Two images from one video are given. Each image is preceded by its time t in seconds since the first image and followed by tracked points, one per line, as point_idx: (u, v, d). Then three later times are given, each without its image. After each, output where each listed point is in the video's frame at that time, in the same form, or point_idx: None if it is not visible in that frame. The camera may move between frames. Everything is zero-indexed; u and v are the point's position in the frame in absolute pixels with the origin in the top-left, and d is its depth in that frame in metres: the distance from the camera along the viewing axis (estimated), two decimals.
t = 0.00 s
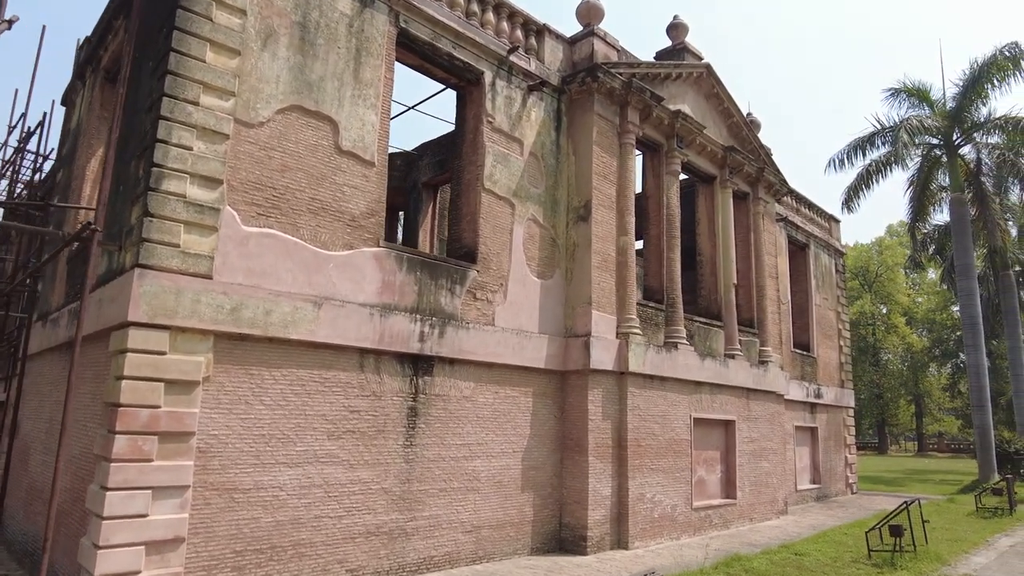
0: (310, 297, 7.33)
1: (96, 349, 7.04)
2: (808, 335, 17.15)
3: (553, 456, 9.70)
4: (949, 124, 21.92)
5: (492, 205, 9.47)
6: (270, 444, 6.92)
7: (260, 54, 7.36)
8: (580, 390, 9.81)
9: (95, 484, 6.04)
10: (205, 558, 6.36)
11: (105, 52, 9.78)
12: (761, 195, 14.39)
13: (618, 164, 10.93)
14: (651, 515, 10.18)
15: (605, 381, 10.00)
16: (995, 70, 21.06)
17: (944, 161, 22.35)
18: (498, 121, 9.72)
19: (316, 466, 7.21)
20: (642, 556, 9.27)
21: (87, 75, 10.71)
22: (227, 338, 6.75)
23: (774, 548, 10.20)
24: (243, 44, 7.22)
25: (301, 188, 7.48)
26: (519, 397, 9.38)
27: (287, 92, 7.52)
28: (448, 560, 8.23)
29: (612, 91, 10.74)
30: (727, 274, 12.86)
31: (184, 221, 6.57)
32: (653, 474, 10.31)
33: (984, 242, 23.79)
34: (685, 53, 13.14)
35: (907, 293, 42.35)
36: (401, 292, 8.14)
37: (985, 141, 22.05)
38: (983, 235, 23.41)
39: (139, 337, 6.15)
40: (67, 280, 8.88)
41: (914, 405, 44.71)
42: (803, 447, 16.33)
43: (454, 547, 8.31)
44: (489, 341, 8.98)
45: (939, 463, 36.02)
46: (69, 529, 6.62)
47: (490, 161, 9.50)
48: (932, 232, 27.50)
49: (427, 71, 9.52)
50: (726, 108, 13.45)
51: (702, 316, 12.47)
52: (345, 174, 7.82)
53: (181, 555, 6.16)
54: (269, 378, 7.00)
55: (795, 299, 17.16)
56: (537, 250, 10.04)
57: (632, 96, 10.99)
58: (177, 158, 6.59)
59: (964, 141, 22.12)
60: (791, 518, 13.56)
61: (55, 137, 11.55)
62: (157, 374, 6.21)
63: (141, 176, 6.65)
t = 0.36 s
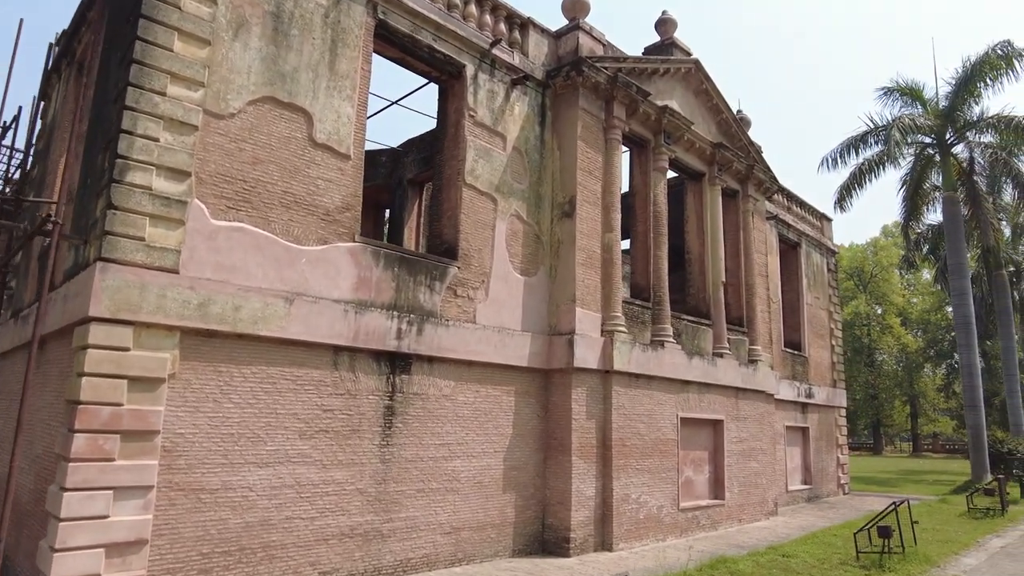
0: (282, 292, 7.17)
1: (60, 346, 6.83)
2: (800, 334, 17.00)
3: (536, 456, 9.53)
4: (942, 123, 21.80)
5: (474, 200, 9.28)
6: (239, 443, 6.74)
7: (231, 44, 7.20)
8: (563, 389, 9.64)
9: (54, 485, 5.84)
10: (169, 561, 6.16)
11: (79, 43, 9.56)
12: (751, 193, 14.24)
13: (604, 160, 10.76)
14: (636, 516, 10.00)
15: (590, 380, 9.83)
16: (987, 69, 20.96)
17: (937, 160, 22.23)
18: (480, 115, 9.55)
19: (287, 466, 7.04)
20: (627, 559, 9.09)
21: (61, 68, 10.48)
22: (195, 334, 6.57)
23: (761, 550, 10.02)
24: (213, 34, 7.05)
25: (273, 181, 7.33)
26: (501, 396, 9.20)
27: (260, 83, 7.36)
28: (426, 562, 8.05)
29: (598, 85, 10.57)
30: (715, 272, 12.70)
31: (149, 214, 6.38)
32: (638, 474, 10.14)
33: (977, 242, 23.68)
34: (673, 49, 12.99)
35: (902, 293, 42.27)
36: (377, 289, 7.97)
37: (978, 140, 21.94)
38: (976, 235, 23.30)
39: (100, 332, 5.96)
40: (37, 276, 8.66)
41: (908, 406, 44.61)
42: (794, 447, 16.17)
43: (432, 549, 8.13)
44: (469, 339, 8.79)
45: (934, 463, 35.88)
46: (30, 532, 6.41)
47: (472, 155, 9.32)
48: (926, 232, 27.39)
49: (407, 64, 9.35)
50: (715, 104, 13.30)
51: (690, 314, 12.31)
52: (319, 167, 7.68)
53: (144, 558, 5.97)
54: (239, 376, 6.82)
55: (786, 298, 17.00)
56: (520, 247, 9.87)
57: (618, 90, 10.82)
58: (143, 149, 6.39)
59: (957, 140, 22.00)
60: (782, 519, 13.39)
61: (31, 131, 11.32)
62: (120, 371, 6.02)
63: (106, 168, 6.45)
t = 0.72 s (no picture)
0: (249, 286, 6.98)
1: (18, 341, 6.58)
2: (790, 333, 16.82)
3: (516, 455, 9.32)
4: (935, 121, 21.67)
5: (454, 193, 9.05)
6: (203, 442, 6.53)
7: (199, 29, 6.98)
8: (545, 387, 9.43)
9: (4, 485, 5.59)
10: (127, 563, 5.93)
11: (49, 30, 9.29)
12: (741, 189, 14.05)
13: (589, 154, 10.56)
14: (619, 517, 9.80)
15: (572, 378, 9.63)
16: (981, 67, 20.82)
17: (930, 159, 22.10)
18: (461, 106, 9.32)
19: (254, 465, 6.84)
20: (608, 561, 8.88)
21: (33, 55, 10.21)
22: (156, 328, 6.35)
23: (746, 552, 9.83)
24: (179, 18, 6.83)
25: (242, 170, 7.13)
26: (480, 395, 8.99)
27: (228, 69, 7.14)
28: (400, 564, 7.85)
29: (583, 77, 10.36)
30: (703, 270, 12.51)
31: (109, 204, 6.14)
32: (621, 474, 9.95)
33: (970, 241, 23.56)
34: (662, 42, 12.78)
35: (896, 293, 42.19)
36: (351, 283, 7.76)
37: (972, 138, 21.80)
38: (969, 234, 23.17)
39: (54, 325, 5.72)
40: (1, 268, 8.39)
41: (902, 407, 44.52)
42: (783, 447, 16.00)
43: (406, 551, 7.93)
44: (448, 336, 8.57)
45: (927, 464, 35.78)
46: None
47: (452, 147, 9.08)
48: (919, 232, 27.27)
49: (386, 54, 9.14)
50: (705, 99, 13.11)
51: (677, 312, 12.13)
52: (290, 157, 7.50)
53: (99, 561, 5.73)
54: (203, 372, 6.61)
55: (777, 296, 16.82)
56: (502, 241, 9.65)
57: (604, 83, 10.61)
58: (102, 136, 6.14)
59: (950, 138, 21.84)
60: (770, 521, 13.20)
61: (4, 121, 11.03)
62: (76, 365, 5.79)
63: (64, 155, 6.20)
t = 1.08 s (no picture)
0: (217, 282, 6.79)
1: None
2: (780, 333, 16.68)
3: (496, 456, 9.15)
4: (928, 120, 21.58)
5: (434, 188, 8.87)
6: (166, 441, 6.34)
7: (165, 17, 6.77)
8: (526, 386, 9.26)
9: None
10: (85, 567, 5.73)
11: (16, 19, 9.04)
12: (729, 186, 13.90)
13: (573, 149, 10.39)
14: (601, 518, 9.64)
15: (554, 377, 9.46)
16: (973, 66, 20.73)
17: (922, 159, 21.99)
18: (441, 99, 9.14)
19: (221, 466, 6.66)
20: (589, 564, 8.72)
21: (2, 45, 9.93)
22: (118, 325, 6.15)
23: (730, 555, 9.68)
24: (144, 5, 6.62)
25: (210, 163, 6.94)
26: (459, 394, 8.81)
27: (196, 59, 6.94)
28: (373, 567, 7.68)
29: (567, 71, 10.18)
30: (689, 268, 12.36)
31: (67, 195, 5.92)
32: (604, 475, 9.79)
33: (962, 241, 23.46)
34: (650, 37, 12.61)
35: (889, 293, 42.17)
36: (323, 280, 7.60)
37: (964, 138, 21.70)
38: (961, 234, 23.08)
39: (8, 321, 5.51)
40: None
41: (894, 407, 44.50)
42: (772, 447, 15.86)
43: (380, 554, 7.76)
44: (426, 334, 8.38)
45: (918, 464, 35.73)
46: None
47: (431, 141, 8.90)
48: (911, 232, 27.20)
49: (364, 45, 8.94)
50: (693, 95, 12.96)
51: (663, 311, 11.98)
52: (260, 149, 7.32)
53: (54, 565, 5.53)
54: (167, 370, 6.42)
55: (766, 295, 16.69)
56: (484, 238, 9.47)
57: (588, 77, 10.44)
58: (60, 126, 5.93)
59: (942, 137, 21.73)
60: (757, 522, 13.06)
61: None
62: (31, 363, 5.58)
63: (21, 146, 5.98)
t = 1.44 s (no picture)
0: (176, 277, 6.59)
1: None
2: (766, 332, 16.55)
3: (471, 456, 8.96)
4: (915, 119, 21.50)
5: (407, 183, 8.68)
6: (121, 441, 6.12)
7: (122, 4, 6.57)
8: (502, 385, 9.08)
9: None
10: (31, 572, 5.50)
11: None
12: (713, 184, 13.76)
13: (551, 144, 10.22)
14: (579, 520, 9.45)
15: (531, 376, 9.28)
16: (961, 65, 20.68)
17: (910, 158, 21.92)
18: (414, 92, 8.95)
19: (179, 466, 6.45)
20: (565, 566, 8.53)
21: None
22: (70, 321, 5.94)
23: (710, 557, 9.50)
24: None
25: (170, 155, 6.74)
26: (433, 393, 8.63)
27: (156, 48, 6.74)
28: (341, 571, 7.48)
29: (545, 65, 10.01)
30: (672, 266, 12.21)
31: (15, 186, 5.70)
32: (582, 475, 9.61)
33: (950, 241, 23.40)
34: (632, 32, 12.46)
35: (880, 294, 42.17)
36: (289, 276, 7.43)
37: (952, 137, 21.63)
38: (949, 233, 23.02)
39: None
40: None
41: (886, 408, 44.44)
42: (758, 448, 15.71)
43: (349, 556, 7.55)
44: (397, 331, 8.19)
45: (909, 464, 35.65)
46: None
47: (404, 135, 8.71)
48: (900, 232, 27.16)
49: (335, 37, 8.76)
50: (675, 91, 12.83)
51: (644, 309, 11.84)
52: (223, 141, 7.14)
53: None
54: (123, 367, 6.21)
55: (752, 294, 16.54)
56: (459, 234, 9.28)
57: (567, 71, 10.28)
58: (8, 114, 5.71)
59: (930, 136, 21.67)
60: (742, 523, 12.89)
61: None
62: None
63: None
